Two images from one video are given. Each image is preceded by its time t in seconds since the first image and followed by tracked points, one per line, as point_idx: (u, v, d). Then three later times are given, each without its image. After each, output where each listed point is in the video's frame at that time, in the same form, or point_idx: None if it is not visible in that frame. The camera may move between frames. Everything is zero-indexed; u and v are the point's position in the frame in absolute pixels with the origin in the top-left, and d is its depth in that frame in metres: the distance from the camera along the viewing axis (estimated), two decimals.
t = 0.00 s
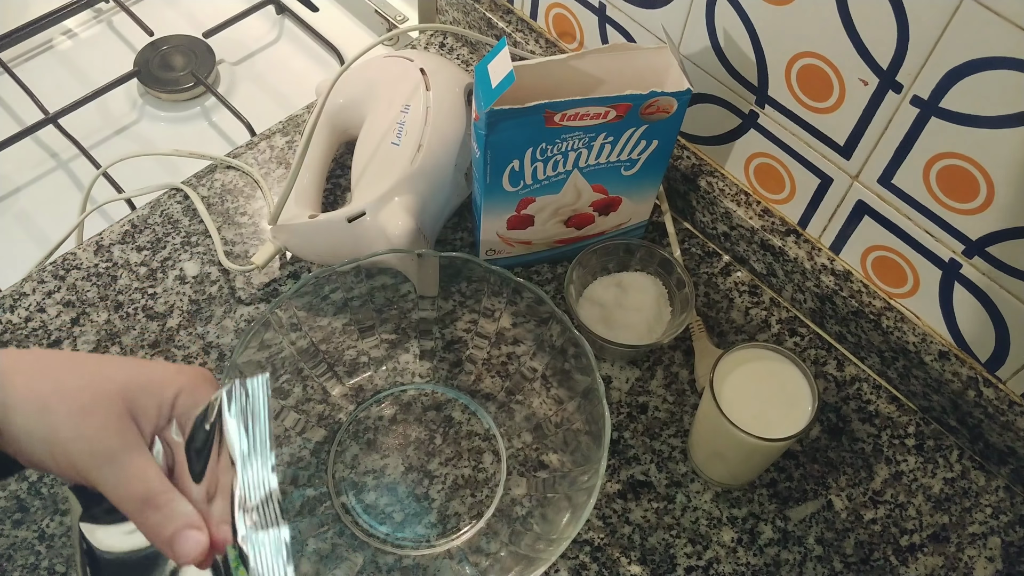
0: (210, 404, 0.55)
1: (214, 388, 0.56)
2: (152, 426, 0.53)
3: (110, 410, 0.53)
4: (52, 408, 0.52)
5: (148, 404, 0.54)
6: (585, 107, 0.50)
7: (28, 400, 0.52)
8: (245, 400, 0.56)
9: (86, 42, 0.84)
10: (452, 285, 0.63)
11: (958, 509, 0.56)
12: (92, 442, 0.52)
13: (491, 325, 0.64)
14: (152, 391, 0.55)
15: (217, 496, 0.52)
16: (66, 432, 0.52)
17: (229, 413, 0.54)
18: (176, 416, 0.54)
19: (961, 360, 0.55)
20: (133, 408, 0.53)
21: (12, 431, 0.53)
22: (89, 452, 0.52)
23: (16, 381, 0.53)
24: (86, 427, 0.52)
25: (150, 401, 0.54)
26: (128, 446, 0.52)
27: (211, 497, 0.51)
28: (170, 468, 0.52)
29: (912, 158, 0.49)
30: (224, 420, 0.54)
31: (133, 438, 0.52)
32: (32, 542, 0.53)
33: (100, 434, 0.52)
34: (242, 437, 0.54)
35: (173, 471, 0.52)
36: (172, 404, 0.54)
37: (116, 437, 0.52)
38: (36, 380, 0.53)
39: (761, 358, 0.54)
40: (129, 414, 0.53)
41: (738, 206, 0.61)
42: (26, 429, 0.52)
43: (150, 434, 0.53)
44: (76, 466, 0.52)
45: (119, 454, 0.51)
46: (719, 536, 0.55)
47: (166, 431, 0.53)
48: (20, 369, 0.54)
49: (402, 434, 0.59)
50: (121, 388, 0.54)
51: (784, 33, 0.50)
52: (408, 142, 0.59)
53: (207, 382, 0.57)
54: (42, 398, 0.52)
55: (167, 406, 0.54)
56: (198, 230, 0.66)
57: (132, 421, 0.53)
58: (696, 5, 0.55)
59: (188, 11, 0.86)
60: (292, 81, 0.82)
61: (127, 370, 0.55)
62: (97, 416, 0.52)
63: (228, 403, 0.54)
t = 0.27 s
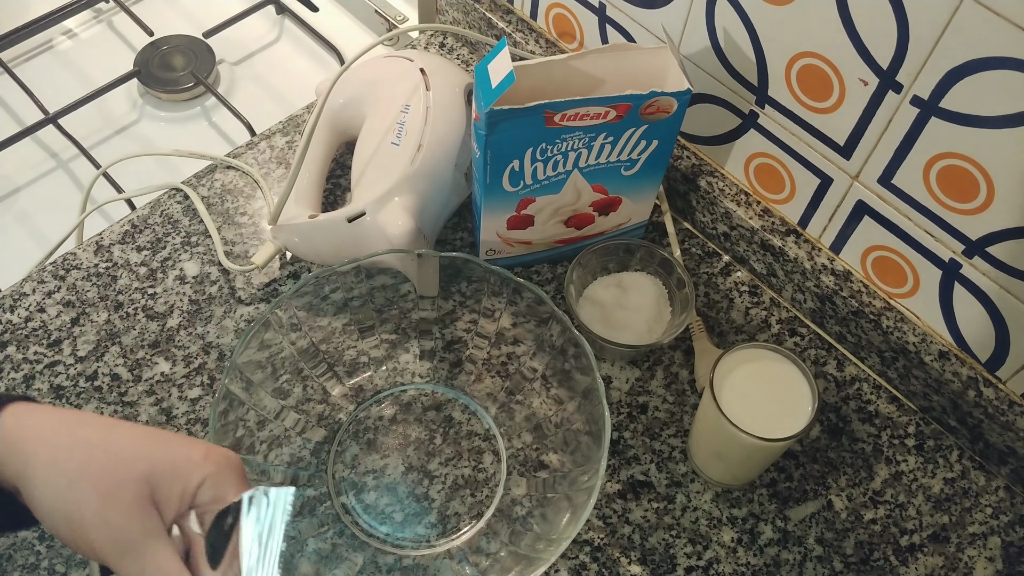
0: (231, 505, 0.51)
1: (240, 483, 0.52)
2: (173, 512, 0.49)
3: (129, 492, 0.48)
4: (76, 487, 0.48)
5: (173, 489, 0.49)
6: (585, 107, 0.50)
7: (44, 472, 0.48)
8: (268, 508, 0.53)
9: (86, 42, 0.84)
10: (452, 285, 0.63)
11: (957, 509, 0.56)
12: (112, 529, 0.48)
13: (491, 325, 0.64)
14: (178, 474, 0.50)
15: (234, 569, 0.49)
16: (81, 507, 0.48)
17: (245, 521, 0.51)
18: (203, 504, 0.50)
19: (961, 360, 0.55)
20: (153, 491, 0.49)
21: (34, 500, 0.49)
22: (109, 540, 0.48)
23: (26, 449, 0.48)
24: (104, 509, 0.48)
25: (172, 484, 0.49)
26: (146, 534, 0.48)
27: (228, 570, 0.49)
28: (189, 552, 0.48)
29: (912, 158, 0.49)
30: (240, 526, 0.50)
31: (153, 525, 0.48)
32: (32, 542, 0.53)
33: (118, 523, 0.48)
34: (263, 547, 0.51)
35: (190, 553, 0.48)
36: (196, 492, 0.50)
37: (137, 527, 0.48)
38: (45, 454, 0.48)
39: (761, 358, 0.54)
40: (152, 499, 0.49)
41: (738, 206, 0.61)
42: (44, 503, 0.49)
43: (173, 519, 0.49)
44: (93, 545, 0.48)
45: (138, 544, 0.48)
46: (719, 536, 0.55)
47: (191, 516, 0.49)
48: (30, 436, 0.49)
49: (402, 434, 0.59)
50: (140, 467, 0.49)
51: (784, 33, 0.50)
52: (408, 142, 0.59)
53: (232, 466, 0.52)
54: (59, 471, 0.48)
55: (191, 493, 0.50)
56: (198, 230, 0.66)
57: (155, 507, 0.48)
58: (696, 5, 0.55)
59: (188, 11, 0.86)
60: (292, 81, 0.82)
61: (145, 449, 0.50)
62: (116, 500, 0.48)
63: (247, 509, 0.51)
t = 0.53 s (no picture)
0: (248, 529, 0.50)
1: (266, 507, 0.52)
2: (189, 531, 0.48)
3: (147, 511, 0.46)
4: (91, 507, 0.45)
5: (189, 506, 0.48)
6: (585, 107, 0.50)
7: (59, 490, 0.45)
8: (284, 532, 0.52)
9: (86, 42, 0.84)
10: (452, 285, 0.63)
11: (957, 509, 0.56)
12: (129, 547, 0.45)
13: (491, 325, 0.64)
14: (196, 489, 0.49)
15: None
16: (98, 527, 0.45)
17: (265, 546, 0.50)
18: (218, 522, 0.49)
19: (961, 360, 0.55)
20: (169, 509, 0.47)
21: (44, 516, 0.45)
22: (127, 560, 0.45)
23: (39, 466, 0.45)
24: (123, 531, 0.45)
25: (188, 502, 0.48)
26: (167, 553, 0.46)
27: None
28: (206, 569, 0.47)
29: (912, 158, 0.49)
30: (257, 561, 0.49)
31: (171, 542, 0.46)
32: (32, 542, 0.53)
33: (137, 541, 0.45)
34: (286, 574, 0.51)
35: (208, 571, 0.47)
36: (213, 509, 0.49)
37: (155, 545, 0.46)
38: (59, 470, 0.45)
39: (760, 358, 0.54)
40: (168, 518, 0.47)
41: (738, 206, 0.61)
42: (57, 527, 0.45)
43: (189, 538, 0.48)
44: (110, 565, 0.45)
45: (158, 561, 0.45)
46: (719, 536, 0.55)
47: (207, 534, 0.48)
48: (40, 452, 0.45)
49: (402, 434, 0.59)
50: (157, 483, 0.47)
51: (784, 33, 0.50)
52: (408, 142, 0.59)
53: (248, 482, 0.52)
54: (73, 487, 0.45)
55: (209, 510, 0.49)
56: (198, 230, 0.66)
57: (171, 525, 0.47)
58: (696, 4, 0.55)
59: (188, 11, 0.86)
60: (292, 81, 0.82)
61: (163, 464, 0.48)
62: (134, 519, 0.46)
63: (263, 539, 0.51)
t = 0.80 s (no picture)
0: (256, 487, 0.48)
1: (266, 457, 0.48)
2: (201, 497, 0.45)
3: (159, 484, 0.42)
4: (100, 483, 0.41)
5: (201, 471, 0.45)
6: (585, 107, 0.50)
7: (68, 469, 0.41)
8: (295, 490, 0.55)
9: (86, 41, 0.84)
10: (452, 285, 0.63)
11: (958, 509, 0.56)
12: (144, 524, 0.41)
13: (491, 325, 0.64)
14: (205, 458, 0.45)
15: (268, 551, 0.49)
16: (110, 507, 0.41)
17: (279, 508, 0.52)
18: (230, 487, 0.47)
19: (961, 360, 0.55)
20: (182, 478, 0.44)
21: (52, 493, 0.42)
22: (143, 536, 0.42)
23: (48, 446, 0.41)
24: (137, 509, 0.41)
25: (199, 469, 0.45)
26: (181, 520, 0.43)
27: (262, 551, 0.49)
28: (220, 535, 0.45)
29: (912, 158, 0.49)
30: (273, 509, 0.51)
31: (187, 512, 0.43)
32: (32, 542, 0.53)
33: (153, 514, 0.42)
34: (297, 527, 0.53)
35: (224, 533, 0.47)
36: (223, 475, 0.46)
37: (171, 515, 0.42)
38: (65, 447, 0.41)
39: (759, 358, 0.54)
40: (182, 485, 0.44)
41: (738, 206, 0.61)
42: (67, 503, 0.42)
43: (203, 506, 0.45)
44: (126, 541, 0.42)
45: (175, 534, 0.42)
46: (718, 536, 0.55)
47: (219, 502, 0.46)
48: (45, 431, 0.42)
49: (402, 434, 0.59)
50: (164, 453, 0.43)
51: (784, 33, 0.50)
52: (409, 142, 0.59)
53: (255, 446, 0.48)
54: (81, 464, 0.41)
55: (219, 477, 0.46)
56: (198, 230, 0.66)
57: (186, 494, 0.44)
58: (696, 4, 0.55)
59: (189, 11, 0.86)
60: (292, 82, 0.82)
61: (170, 433, 0.44)
62: (146, 492, 0.42)
63: (277, 499, 0.52)
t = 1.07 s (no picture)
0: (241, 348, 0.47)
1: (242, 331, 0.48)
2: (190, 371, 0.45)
3: (145, 363, 0.43)
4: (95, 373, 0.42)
5: (184, 348, 0.45)
6: (585, 107, 0.50)
7: (65, 372, 0.42)
8: (275, 338, 0.52)
9: (86, 41, 0.84)
10: (452, 286, 0.63)
11: (958, 510, 0.56)
12: (144, 397, 0.42)
13: (491, 325, 0.64)
14: (183, 336, 0.46)
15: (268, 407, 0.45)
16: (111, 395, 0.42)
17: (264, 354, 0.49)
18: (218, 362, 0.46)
19: (961, 360, 0.55)
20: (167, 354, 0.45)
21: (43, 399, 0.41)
22: (144, 410, 0.42)
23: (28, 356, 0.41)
24: (133, 387, 0.42)
25: (183, 348, 0.45)
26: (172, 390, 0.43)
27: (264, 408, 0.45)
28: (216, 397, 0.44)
29: (912, 157, 0.49)
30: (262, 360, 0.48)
31: (180, 381, 0.43)
32: (32, 542, 0.53)
33: (145, 388, 0.42)
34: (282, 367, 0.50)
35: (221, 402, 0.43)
36: (206, 349, 0.46)
37: (164, 387, 0.42)
38: (60, 356, 0.42)
39: (759, 358, 0.54)
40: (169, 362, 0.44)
41: (738, 207, 0.61)
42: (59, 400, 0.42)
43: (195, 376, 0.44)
44: (133, 425, 0.42)
45: (172, 403, 0.42)
46: (719, 536, 0.55)
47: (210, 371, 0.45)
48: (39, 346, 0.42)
49: (402, 434, 0.59)
50: (147, 337, 0.45)
51: (784, 34, 0.50)
52: (409, 141, 0.59)
53: (231, 327, 0.49)
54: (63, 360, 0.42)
55: (202, 350, 0.46)
56: (198, 230, 0.66)
57: (175, 370, 0.44)
58: (696, 4, 0.55)
59: (189, 11, 0.86)
60: (292, 82, 0.82)
61: (148, 325, 0.46)
62: (143, 373, 0.43)
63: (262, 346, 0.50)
